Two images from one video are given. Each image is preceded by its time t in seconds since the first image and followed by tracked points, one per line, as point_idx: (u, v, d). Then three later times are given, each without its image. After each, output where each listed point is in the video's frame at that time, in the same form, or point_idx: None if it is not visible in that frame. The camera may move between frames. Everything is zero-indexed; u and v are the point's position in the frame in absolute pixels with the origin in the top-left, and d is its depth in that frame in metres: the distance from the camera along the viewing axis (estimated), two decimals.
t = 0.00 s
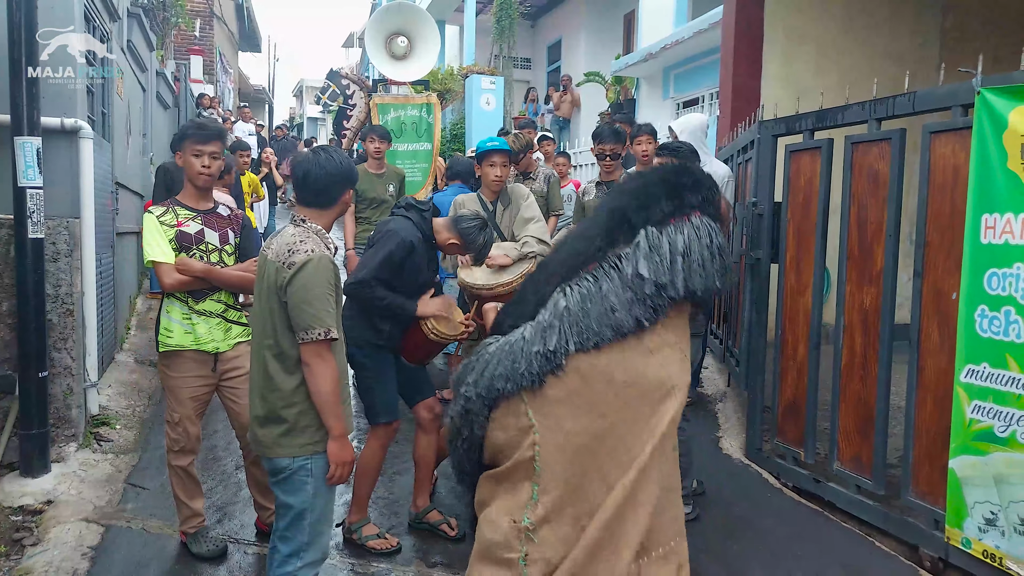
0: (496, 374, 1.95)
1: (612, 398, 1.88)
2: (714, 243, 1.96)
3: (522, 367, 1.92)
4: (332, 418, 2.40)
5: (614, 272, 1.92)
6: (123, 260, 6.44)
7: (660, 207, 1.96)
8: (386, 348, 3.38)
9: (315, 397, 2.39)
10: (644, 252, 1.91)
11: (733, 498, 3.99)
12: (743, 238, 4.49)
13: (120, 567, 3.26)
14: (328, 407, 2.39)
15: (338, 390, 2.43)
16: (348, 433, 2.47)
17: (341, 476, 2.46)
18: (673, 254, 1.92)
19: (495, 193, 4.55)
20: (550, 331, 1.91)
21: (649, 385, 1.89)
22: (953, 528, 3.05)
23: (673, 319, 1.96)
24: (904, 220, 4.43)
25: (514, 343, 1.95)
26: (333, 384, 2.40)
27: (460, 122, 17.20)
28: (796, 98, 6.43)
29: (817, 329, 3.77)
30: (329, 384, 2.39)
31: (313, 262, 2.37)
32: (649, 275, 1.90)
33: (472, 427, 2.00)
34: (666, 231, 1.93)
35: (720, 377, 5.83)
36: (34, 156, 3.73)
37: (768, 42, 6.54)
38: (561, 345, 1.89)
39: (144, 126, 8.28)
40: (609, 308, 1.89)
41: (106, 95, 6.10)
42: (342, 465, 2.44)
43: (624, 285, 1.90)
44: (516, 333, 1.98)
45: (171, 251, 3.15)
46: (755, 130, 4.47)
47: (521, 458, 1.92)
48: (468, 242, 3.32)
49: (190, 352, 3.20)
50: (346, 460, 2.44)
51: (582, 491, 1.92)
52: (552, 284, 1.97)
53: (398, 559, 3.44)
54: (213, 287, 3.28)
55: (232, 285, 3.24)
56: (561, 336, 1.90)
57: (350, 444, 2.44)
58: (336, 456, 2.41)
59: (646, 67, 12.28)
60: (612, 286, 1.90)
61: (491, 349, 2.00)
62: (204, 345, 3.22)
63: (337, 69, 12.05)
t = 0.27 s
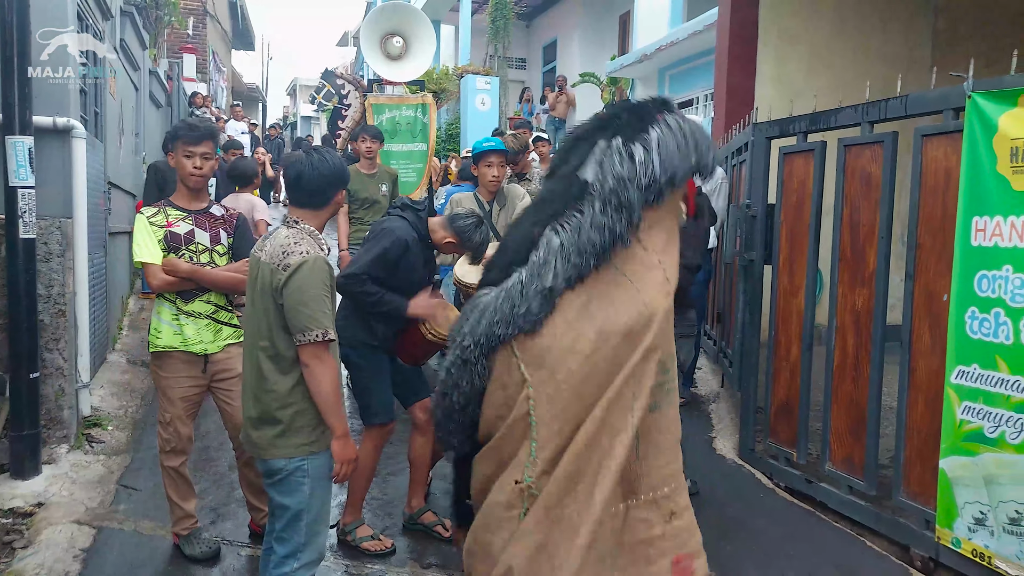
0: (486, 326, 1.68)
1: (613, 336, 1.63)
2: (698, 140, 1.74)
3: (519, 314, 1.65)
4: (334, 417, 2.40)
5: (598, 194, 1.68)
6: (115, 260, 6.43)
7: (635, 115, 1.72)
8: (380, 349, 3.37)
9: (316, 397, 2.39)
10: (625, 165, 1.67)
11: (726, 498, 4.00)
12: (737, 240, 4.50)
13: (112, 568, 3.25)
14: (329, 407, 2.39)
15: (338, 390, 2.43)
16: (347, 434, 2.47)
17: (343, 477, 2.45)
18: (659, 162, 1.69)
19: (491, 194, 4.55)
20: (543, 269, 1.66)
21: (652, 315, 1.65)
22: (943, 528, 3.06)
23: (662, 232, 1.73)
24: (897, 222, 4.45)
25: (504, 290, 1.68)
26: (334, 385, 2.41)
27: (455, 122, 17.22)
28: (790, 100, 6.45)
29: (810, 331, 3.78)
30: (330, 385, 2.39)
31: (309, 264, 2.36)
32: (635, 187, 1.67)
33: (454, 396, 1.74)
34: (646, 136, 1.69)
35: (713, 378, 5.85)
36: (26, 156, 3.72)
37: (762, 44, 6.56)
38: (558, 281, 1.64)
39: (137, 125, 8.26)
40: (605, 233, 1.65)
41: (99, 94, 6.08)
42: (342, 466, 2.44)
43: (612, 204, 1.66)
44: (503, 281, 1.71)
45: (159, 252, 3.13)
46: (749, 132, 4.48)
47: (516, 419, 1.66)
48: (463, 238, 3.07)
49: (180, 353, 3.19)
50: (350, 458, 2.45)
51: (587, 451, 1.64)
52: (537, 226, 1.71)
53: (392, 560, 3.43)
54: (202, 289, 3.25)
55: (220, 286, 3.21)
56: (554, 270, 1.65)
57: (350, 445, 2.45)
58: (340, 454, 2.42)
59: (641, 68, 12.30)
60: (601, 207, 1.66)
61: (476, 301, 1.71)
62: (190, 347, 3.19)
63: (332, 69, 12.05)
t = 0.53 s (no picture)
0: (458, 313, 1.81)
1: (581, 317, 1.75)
2: (634, 109, 1.87)
3: (492, 298, 1.77)
4: (323, 419, 2.39)
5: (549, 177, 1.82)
6: (101, 262, 6.37)
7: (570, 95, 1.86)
8: (371, 350, 3.37)
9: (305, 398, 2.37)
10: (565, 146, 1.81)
11: (716, 497, 4.02)
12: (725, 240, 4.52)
13: (99, 572, 3.22)
14: (318, 409, 2.37)
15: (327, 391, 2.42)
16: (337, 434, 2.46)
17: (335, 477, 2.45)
18: (599, 138, 1.82)
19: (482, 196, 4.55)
20: (509, 253, 1.79)
21: (618, 289, 1.79)
22: (931, 526, 3.09)
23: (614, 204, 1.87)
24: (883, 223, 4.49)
25: (474, 276, 1.82)
26: (323, 385, 2.39)
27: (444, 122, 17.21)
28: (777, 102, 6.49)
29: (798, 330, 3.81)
30: (318, 386, 2.38)
31: (294, 266, 2.35)
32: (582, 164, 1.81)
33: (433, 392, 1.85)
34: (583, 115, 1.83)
35: (702, 377, 5.88)
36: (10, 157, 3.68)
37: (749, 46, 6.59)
38: (528, 263, 1.77)
39: (122, 125, 8.20)
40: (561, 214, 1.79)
41: (84, 94, 6.03)
42: (334, 466, 2.43)
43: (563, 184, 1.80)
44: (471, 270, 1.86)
45: (143, 253, 3.10)
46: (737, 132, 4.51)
47: (496, 405, 1.79)
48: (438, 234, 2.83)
49: (162, 356, 3.17)
50: (339, 458, 2.44)
51: (569, 433, 1.72)
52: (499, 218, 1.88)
53: (383, 562, 3.43)
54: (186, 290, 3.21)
55: (204, 287, 3.16)
56: (518, 253, 1.77)
57: (340, 445, 2.44)
58: (328, 455, 2.41)
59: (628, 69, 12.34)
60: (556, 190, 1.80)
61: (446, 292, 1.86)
62: (173, 349, 3.16)
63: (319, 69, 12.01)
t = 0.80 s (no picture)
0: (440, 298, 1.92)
1: (558, 294, 1.82)
2: (599, 77, 1.84)
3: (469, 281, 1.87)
4: (311, 423, 2.42)
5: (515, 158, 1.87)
6: (99, 262, 6.35)
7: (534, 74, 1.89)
8: (370, 352, 3.37)
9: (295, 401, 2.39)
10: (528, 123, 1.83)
11: (715, 498, 4.02)
12: (724, 240, 4.52)
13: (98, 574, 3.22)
14: (308, 412, 2.41)
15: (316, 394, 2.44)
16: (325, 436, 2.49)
17: (326, 478, 2.48)
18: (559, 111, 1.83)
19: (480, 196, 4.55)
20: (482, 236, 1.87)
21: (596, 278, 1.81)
22: (931, 527, 3.09)
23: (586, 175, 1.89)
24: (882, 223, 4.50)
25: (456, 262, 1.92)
26: (311, 387, 2.42)
27: (441, 122, 17.20)
28: (776, 102, 6.49)
29: (797, 330, 3.81)
30: (308, 389, 2.41)
31: (285, 268, 2.35)
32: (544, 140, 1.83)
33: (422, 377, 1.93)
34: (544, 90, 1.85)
35: (700, 377, 5.88)
36: (8, 157, 3.68)
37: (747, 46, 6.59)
38: (497, 243, 1.84)
39: (120, 125, 8.16)
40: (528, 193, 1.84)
41: (82, 94, 6.01)
42: (324, 467, 2.46)
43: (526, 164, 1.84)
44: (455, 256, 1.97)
45: (137, 253, 3.09)
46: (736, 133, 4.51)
47: (474, 382, 1.89)
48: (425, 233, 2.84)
49: (154, 357, 3.15)
50: (329, 460, 2.46)
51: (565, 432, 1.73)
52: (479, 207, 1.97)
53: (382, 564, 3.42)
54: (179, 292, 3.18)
55: (195, 290, 3.13)
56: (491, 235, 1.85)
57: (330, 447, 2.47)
58: (318, 458, 2.44)
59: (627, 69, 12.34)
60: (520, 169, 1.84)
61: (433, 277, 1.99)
62: (163, 351, 3.15)
63: (317, 70, 11.99)
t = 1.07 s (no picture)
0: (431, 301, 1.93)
1: (549, 296, 1.84)
2: (584, 78, 1.86)
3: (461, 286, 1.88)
4: (307, 425, 2.40)
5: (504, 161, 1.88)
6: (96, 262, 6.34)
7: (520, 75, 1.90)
8: (369, 353, 3.36)
9: (291, 401, 2.37)
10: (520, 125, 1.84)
11: (715, 498, 4.02)
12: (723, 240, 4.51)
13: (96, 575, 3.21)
14: (303, 413, 2.39)
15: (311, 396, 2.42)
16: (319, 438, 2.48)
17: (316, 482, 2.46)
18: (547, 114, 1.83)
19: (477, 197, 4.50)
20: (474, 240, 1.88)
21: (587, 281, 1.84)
22: (931, 528, 3.09)
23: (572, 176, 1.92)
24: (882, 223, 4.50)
25: (448, 265, 1.93)
26: (306, 387, 2.41)
27: (440, 122, 17.20)
28: (776, 101, 6.47)
29: (797, 331, 3.80)
30: (304, 389, 2.40)
31: (279, 267, 2.35)
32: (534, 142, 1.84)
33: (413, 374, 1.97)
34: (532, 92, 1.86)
35: (700, 378, 5.87)
36: (6, 157, 3.67)
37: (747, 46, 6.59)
38: (490, 250, 1.85)
39: (117, 125, 8.14)
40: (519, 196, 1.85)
41: (79, 93, 6.00)
42: (316, 470, 2.44)
43: (516, 169, 1.84)
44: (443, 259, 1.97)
45: (127, 256, 3.07)
46: (735, 133, 4.51)
47: (468, 388, 1.91)
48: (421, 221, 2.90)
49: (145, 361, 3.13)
50: (321, 463, 2.44)
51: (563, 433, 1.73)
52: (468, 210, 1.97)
53: (381, 565, 3.41)
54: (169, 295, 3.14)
55: (182, 292, 3.08)
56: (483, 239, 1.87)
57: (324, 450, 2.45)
58: (310, 460, 2.42)
59: (626, 69, 12.33)
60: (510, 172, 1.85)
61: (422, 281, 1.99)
62: (151, 354, 3.12)
63: (316, 70, 11.98)
